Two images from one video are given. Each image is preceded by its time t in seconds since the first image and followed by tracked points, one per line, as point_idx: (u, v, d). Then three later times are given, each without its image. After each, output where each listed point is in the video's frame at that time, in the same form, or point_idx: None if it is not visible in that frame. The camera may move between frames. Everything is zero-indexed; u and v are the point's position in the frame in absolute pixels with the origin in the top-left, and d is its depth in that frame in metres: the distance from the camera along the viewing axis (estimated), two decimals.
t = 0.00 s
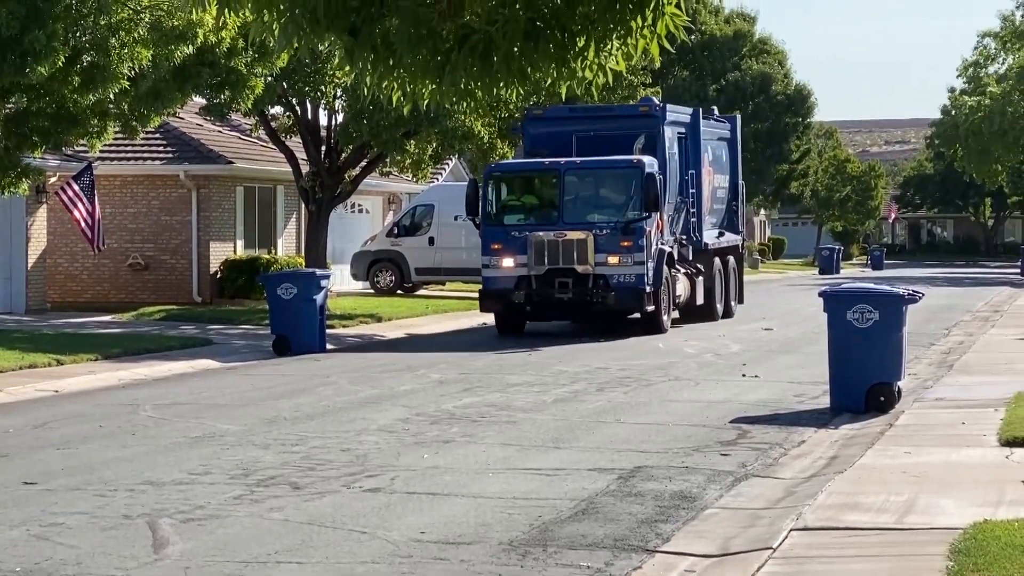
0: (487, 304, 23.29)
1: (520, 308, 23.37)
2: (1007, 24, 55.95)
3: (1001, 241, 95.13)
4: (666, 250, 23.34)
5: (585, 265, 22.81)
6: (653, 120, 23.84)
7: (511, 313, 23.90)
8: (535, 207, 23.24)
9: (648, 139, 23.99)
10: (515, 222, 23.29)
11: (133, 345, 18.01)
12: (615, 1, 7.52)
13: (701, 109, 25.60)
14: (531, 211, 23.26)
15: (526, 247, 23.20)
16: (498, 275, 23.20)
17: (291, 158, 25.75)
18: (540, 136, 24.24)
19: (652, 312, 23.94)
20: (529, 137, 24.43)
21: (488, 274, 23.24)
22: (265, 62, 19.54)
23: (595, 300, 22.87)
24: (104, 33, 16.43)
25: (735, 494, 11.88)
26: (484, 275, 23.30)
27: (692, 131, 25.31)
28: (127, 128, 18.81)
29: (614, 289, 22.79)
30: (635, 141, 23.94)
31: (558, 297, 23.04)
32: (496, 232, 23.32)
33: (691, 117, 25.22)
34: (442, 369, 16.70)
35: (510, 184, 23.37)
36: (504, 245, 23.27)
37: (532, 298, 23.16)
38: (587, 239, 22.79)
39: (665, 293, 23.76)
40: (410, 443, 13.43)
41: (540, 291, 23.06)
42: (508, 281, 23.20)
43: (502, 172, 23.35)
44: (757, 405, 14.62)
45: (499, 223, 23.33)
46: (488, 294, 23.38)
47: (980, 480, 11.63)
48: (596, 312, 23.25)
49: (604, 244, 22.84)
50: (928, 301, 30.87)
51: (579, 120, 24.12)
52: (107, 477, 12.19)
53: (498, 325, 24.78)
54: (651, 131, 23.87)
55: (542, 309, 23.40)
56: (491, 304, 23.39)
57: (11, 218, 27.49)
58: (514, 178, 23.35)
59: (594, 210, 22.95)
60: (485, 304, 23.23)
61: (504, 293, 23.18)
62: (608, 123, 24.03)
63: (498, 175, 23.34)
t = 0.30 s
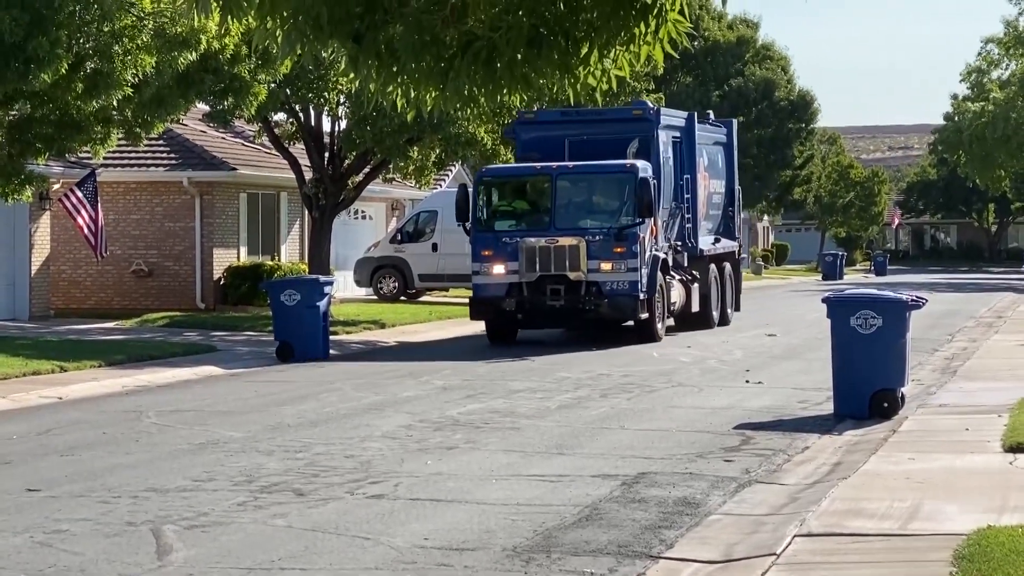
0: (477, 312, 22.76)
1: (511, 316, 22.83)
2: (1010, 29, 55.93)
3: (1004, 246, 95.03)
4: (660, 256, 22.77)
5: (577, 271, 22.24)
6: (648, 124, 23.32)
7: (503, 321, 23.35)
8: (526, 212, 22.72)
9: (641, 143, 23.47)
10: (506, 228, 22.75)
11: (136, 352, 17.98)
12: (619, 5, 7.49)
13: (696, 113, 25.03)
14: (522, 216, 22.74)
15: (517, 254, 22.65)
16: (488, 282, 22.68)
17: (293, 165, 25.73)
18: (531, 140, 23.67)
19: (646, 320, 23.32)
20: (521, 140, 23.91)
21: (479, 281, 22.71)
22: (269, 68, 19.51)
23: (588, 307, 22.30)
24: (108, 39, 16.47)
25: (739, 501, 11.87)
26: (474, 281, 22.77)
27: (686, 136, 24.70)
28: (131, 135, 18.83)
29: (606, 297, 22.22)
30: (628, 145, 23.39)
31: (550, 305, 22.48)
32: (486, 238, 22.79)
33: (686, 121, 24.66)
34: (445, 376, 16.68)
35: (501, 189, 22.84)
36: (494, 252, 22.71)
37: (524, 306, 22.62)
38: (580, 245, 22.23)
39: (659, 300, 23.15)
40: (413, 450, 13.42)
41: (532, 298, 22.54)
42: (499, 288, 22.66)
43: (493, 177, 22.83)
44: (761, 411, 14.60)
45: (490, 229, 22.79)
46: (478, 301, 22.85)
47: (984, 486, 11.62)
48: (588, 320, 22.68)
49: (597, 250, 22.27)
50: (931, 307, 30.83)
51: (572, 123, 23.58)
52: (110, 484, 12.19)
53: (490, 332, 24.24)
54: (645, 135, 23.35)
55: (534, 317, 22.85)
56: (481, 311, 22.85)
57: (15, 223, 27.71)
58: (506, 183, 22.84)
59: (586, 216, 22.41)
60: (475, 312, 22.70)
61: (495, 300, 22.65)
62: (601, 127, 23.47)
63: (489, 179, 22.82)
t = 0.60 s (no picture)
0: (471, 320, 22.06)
1: (506, 324, 22.14)
2: (1018, 35, 55.89)
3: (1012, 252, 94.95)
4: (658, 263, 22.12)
5: (574, 278, 21.58)
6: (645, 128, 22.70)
7: (498, 329, 22.67)
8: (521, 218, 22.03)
9: (639, 148, 22.80)
10: (500, 234, 22.08)
11: (144, 359, 17.99)
12: (626, 13, 7.45)
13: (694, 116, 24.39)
14: (517, 222, 22.05)
15: (512, 261, 21.95)
16: (482, 289, 21.97)
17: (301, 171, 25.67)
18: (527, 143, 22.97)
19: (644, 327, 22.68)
20: (516, 146, 23.24)
21: (473, 289, 22.03)
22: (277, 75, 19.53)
23: (584, 315, 21.64)
24: (116, 46, 16.50)
25: (747, 506, 11.86)
26: (467, 289, 22.08)
27: (685, 140, 24.03)
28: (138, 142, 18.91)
29: (604, 304, 21.56)
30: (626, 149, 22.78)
31: (545, 313, 21.77)
32: (480, 245, 22.10)
33: (685, 125, 24.06)
34: (452, 382, 16.67)
35: (495, 194, 22.16)
36: (488, 258, 22.02)
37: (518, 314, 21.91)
38: (576, 252, 21.56)
39: (657, 307, 22.48)
40: (421, 456, 13.42)
41: (527, 306, 21.81)
42: (493, 295, 21.98)
43: (487, 182, 22.16)
44: (768, 417, 14.58)
45: (484, 235, 22.11)
46: (471, 309, 22.14)
47: (993, 492, 11.59)
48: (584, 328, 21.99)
49: (594, 257, 21.60)
50: (939, 313, 30.80)
51: (569, 127, 22.90)
52: (119, 490, 12.20)
53: (482, 340, 23.53)
54: (643, 139, 22.71)
55: (529, 326, 22.17)
56: (475, 319, 22.16)
57: (24, 233, 27.56)
58: (501, 188, 22.17)
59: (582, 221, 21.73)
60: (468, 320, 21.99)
61: (488, 308, 21.95)
62: (598, 132, 22.82)
63: (483, 184, 22.14)
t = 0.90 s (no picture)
0: (464, 333, 18.70)
1: (505, 337, 18.73)
2: None
3: None
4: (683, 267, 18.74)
5: (583, 284, 18.22)
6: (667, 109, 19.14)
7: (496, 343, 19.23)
8: (522, 213, 18.65)
9: (660, 133, 19.26)
10: (499, 232, 18.69)
11: (116, 374, 16.20)
12: None
13: (724, 93, 20.75)
14: (518, 218, 18.66)
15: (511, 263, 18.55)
16: (477, 296, 18.60)
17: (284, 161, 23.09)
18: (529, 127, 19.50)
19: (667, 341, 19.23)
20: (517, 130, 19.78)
21: (466, 296, 18.68)
22: (257, 52, 17.78)
23: (596, 328, 18.25)
24: (75, 20, 14.86)
25: (794, 542, 10.12)
26: (460, 295, 18.71)
27: (713, 123, 20.29)
28: (100, 128, 17.28)
29: (618, 314, 18.20)
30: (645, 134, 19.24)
31: (550, 324, 18.40)
32: (475, 245, 18.70)
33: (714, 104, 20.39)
34: (459, 401, 14.87)
35: (493, 185, 18.75)
36: (485, 261, 18.62)
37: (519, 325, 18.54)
38: (587, 253, 18.18)
39: (680, 318, 19.06)
40: (422, 484, 11.67)
41: (529, 316, 18.43)
42: (491, 304, 18.59)
43: (484, 172, 18.73)
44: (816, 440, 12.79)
45: (480, 234, 18.73)
46: (464, 320, 18.76)
47: None
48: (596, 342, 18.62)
49: (607, 260, 18.22)
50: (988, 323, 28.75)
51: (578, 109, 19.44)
52: (79, 524, 10.50)
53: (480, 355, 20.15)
54: (664, 122, 19.13)
55: (532, 339, 18.75)
56: (468, 331, 18.75)
57: None
58: (500, 179, 18.76)
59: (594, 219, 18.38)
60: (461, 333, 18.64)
61: (484, 318, 18.59)
62: (614, 113, 19.31)
63: (480, 175, 18.75)
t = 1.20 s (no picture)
0: (457, 346, 16.07)
1: (505, 350, 16.07)
2: None
3: None
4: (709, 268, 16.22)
5: (595, 289, 15.57)
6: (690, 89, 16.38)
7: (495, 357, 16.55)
8: (525, 208, 16.02)
9: (683, 117, 16.49)
10: (498, 229, 16.05)
11: (92, 385, 14.68)
12: None
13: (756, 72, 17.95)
14: (520, 214, 16.02)
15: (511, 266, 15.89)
16: (473, 304, 15.96)
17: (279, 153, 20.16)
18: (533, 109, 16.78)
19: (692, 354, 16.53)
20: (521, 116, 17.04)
21: (460, 303, 16.03)
22: (244, 27, 16.16)
23: (609, 339, 15.64)
24: None
25: None
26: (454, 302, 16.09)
27: (744, 106, 17.49)
28: (69, 113, 15.70)
29: (636, 323, 15.59)
30: (666, 118, 16.48)
31: (556, 336, 15.76)
32: (471, 244, 16.07)
33: (745, 84, 17.59)
34: (472, 418, 13.35)
35: (492, 175, 16.12)
36: (482, 262, 15.98)
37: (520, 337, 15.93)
38: (599, 252, 15.53)
39: (708, 327, 16.46)
40: (430, 513, 10.19)
41: (533, 326, 15.78)
42: (490, 312, 15.94)
43: (482, 160, 16.10)
44: (871, 463, 11.28)
45: (477, 231, 16.11)
46: (458, 331, 16.11)
47: None
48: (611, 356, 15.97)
49: (622, 261, 15.59)
50: None
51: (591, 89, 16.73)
52: (45, 557, 9.07)
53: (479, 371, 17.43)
54: (688, 103, 16.37)
55: (537, 354, 16.08)
56: (462, 344, 16.11)
57: None
58: (500, 169, 16.11)
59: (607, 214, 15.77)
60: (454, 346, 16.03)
61: (481, 329, 15.97)
62: (631, 94, 16.55)
63: (476, 164, 16.12)
